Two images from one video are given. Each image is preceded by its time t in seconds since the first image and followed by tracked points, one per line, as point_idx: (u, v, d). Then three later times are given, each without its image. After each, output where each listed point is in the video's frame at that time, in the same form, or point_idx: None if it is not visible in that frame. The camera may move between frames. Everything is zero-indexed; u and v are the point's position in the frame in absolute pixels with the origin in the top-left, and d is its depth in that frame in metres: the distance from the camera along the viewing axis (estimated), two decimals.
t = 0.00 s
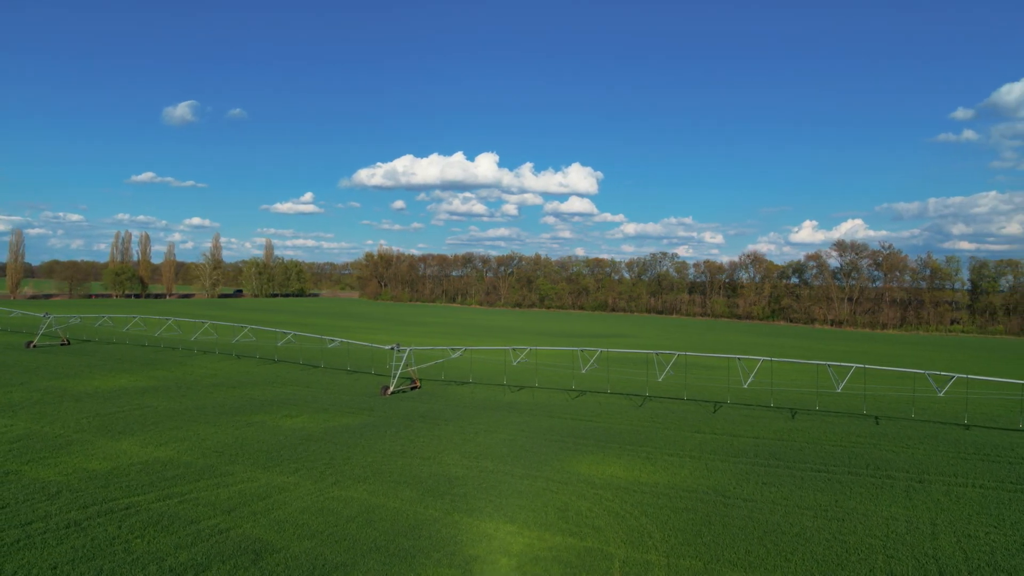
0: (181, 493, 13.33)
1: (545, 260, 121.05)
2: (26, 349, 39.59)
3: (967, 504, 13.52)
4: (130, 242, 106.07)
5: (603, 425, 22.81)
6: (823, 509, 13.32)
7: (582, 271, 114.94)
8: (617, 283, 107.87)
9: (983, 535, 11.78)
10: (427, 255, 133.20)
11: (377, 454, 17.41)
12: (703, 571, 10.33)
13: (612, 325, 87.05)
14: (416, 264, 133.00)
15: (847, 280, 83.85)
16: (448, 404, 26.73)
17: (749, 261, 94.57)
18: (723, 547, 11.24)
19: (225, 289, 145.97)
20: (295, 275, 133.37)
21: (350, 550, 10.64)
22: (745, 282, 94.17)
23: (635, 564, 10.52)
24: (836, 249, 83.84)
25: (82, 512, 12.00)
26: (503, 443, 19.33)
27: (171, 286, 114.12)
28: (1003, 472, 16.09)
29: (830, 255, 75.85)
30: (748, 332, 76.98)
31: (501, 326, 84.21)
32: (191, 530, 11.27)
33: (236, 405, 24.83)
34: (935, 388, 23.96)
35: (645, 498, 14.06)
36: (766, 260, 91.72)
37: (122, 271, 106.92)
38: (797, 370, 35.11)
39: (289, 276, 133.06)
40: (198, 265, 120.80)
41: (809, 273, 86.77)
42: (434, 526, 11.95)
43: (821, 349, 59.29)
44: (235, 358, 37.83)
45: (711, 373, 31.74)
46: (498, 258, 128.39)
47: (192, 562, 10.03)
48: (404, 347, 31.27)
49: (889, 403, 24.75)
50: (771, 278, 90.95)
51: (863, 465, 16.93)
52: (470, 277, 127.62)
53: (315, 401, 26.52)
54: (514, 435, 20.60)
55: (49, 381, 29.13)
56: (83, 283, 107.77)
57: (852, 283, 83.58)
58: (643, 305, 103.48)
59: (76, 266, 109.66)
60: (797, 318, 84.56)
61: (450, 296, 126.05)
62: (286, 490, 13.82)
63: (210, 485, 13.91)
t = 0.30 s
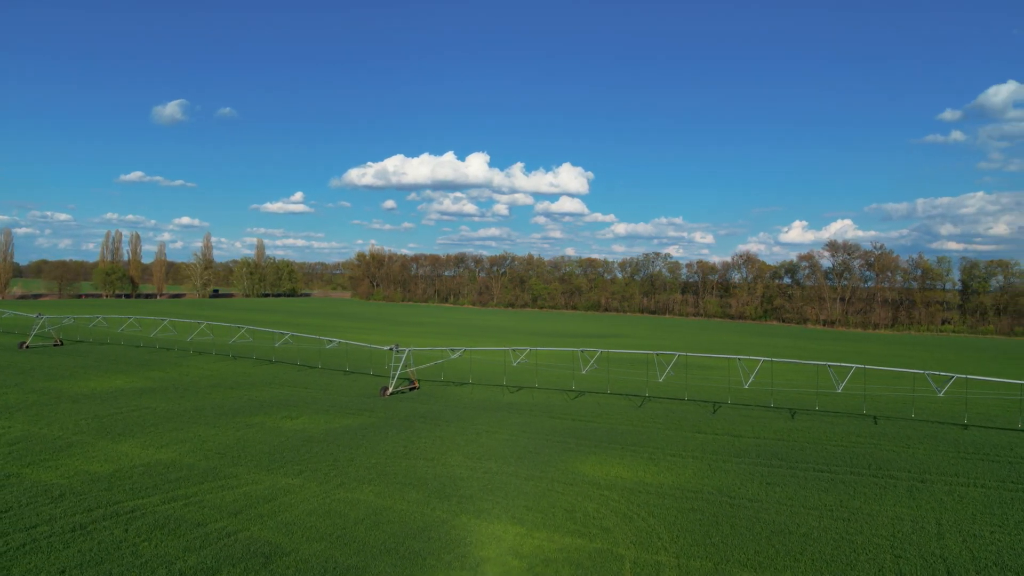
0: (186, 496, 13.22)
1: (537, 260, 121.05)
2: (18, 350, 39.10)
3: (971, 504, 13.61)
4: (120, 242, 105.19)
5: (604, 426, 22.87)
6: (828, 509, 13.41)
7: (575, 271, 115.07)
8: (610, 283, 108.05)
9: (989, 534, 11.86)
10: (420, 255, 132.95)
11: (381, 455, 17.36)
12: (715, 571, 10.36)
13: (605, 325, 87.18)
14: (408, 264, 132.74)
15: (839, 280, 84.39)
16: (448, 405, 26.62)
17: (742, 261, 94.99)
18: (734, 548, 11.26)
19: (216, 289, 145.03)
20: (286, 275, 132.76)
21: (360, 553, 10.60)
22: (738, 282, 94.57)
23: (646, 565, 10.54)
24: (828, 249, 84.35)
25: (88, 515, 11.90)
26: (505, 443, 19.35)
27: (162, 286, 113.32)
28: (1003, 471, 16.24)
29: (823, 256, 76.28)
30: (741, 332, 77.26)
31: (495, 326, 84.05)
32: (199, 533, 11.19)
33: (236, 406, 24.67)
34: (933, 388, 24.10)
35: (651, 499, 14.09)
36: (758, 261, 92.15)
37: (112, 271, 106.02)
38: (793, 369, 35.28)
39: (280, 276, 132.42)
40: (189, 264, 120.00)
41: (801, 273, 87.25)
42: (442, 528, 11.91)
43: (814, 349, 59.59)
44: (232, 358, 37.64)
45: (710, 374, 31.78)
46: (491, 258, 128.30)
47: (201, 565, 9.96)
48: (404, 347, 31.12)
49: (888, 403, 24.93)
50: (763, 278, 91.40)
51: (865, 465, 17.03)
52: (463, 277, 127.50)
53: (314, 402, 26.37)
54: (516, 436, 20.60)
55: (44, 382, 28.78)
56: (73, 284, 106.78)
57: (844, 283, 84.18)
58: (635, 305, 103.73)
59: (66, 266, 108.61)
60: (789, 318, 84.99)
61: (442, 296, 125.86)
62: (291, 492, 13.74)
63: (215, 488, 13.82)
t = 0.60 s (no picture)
0: (192, 499, 13.13)
1: (530, 260, 120.85)
2: (11, 351, 38.69)
3: (976, 504, 13.71)
4: (111, 241, 104.37)
5: (606, 426, 22.90)
6: (834, 509, 13.49)
7: (569, 271, 115.12)
8: (603, 283, 108.20)
9: (996, 534, 11.96)
10: (413, 255, 132.64)
11: (385, 456, 17.31)
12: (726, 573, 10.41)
13: (598, 325, 87.27)
14: (401, 264, 132.45)
15: (831, 281, 84.85)
16: (448, 405, 26.55)
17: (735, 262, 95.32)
18: (745, 549, 11.30)
19: (207, 289, 144.06)
20: (278, 275, 132.16)
21: (371, 556, 10.55)
22: (731, 282, 94.86)
23: (658, 565, 10.59)
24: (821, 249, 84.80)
25: (95, 518, 11.80)
26: (509, 444, 19.35)
27: (153, 286, 112.54)
28: (1005, 471, 16.37)
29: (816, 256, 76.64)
30: (734, 332, 77.59)
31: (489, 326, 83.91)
32: (208, 536, 11.12)
33: (236, 408, 24.52)
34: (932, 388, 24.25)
35: (658, 500, 14.12)
36: (751, 261, 92.51)
37: (103, 271, 105.12)
38: (791, 370, 35.40)
39: (273, 276, 131.79)
40: (181, 264, 119.23)
41: (794, 273, 87.65)
42: (452, 531, 11.87)
43: (808, 349, 59.89)
44: (229, 359, 37.44)
45: (709, 375, 31.88)
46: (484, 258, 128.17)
47: (212, 570, 9.90)
48: (403, 348, 31.01)
49: (886, 403, 25.11)
50: (756, 278, 91.77)
51: (868, 465, 17.14)
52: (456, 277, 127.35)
53: (314, 403, 26.26)
54: (519, 437, 20.61)
55: (41, 384, 28.52)
56: (64, 284, 105.82)
57: (837, 283, 84.66)
58: (629, 305, 103.96)
59: (56, 266, 107.60)
60: (782, 318, 85.38)
61: (435, 296, 125.68)
62: (298, 495, 13.67)
63: (221, 491, 13.74)
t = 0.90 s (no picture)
0: (200, 501, 13.06)
1: (524, 260, 120.28)
2: (5, 352, 38.32)
3: (980, 503, 13.81)
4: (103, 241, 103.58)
5: (608, 427, 22.96)
6: (840, 509, 13.57)
7: (562, 271, 115.14)
8: (597, 283, 108.34)
9: (1002, 534, 12.06)
10: (406, 255, 132.29)
11: (391, 458, 17.28)
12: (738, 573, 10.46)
13: (592, 325, 87.40)
14: (395, 264, 132.13)
15: (825, 280, 85.26)
16: (449, 406, 26.51)
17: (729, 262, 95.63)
18: (756, 550, 11.34)
19: (199, 288, 143.22)
20: (271, 275, 131.60)
21: (383, 559, 10.52)
22: (725, 282, 95.17)
23: (671, 566, 10.64)
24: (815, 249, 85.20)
25: (103, 522, 11.72)
26: (513, 445, 19.34)
27: (145, 285, 111.82)
28: (1006, 471, 16.51)
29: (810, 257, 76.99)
30: (728, 332, 77.90)
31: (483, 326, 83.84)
32: (218, 539, 11.07)
33: (237, 409, 24.38)
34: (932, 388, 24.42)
35: (666, 500, 14.15)
36: (745, 261, 92.88)
37: (94, 271, 104.33)
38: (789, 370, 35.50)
39: (265, 275, 131.21)
40: (172, 264, 118.52)
41: (787, 273, 88.00)
42: (463, 533, 11.84)
43: (802, 349, 60.22)
44: (227, 359, 37.23)
45: (709, 376, 31.94)
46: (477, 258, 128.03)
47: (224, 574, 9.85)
48: (403, 349, 30.92)
49: (886, 403, 25.29)
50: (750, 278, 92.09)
51: (870, 465, 17.26)
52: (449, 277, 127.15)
53: (314, 404, 26.16)
54: (522, 437, 20.62)
55: (38, 385, 28.28)
56: (54, 283, 104.94)
57: (830, 283, 85.06)
58: (623, 305, 104.22)
59: (46, 265, 106.69)
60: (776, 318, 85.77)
61: (429, 296, 125.51)
62: (306, 496, 13.64)
63: (228, 493, 13.67)
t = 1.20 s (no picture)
0: (208, 504, 12.98)
1: (517, 260, 119.05)
2: None
3: (985, 503, 13.92)
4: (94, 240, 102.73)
5: (610, 428, 22.99)
6: (847, 509, 13.66)
7: (556, 271, 115.10)
8: (591, 283, 108.41)
9: (1008, 533, 12.16)
10: (399, 254, 131.86)
11: (397, 459, 17.25)
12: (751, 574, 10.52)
13: (586, 325, 87.47)
14: (388, 263, 131.73)
15: (818, 281, 85.68)
16: (449, 407, 26.45)
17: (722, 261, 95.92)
18: (767, 550, 11.39)
19: (190, 288, 142.29)
20: (263, 275, 130.96)
21: (397, 562, 10.49)
22: (718, 282, 95.43)
23: (684, 567, 10.67)
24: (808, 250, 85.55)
25: (111, 525, 11.62)
26: (517, 446, 19.33)
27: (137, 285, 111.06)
28: (1006, 470, 16.65)
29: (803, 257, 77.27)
30: (721, 332, 78.20)
31: (476, 326, 83.70)
32: (228, 543, 11.00)
33: (237, 410, 24.23)
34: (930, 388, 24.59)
35: (674, 501, 14.19)
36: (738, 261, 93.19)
37: (85, 271, 103.45)
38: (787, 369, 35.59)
39: (257, 275, 130.54)
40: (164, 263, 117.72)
41: (781, 273, 88.33)
42: (475, 535, 11.81)
43: (795, 348, 60.51)
44: (224, 361, 36.98)
45: (708, 377, 31.98)
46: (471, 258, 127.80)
47: None
48: (403, 350, 30.79)
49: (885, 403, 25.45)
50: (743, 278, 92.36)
51: (873, 465, 17.38)
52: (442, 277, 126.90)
53: (315, 405, 26.05)
54: (525, 439, 20.60)
55: (35, 386, 28.02)
56: (44, 283, 103.98)
57: (823, 283, 85.46)
58: (616, 305, 104.44)
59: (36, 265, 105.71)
60: (769, 317, 86.15)
61: (422, 296, 125.28)
62: (313, 499, 13.60)
63: (235, 496, 13.58)
